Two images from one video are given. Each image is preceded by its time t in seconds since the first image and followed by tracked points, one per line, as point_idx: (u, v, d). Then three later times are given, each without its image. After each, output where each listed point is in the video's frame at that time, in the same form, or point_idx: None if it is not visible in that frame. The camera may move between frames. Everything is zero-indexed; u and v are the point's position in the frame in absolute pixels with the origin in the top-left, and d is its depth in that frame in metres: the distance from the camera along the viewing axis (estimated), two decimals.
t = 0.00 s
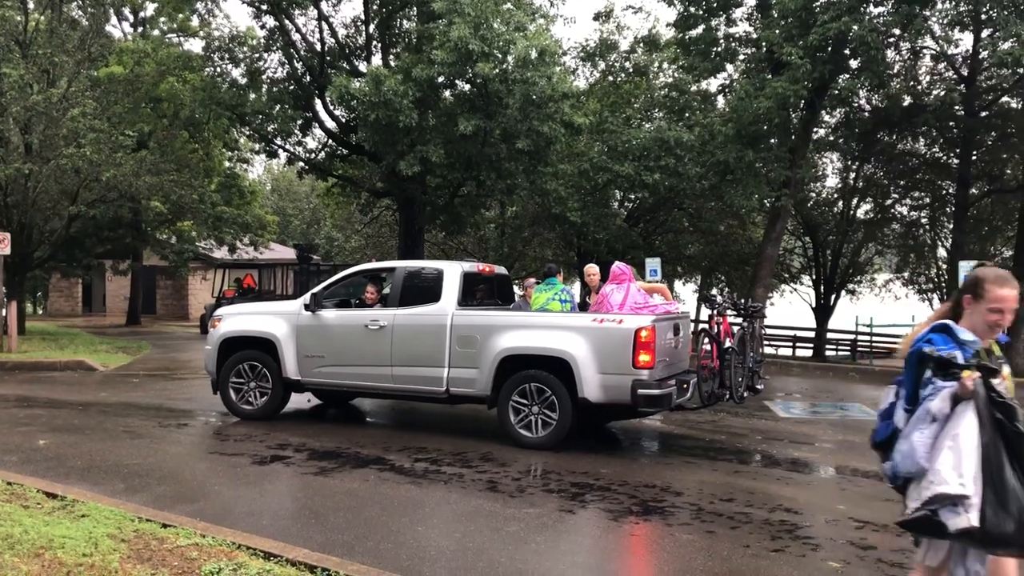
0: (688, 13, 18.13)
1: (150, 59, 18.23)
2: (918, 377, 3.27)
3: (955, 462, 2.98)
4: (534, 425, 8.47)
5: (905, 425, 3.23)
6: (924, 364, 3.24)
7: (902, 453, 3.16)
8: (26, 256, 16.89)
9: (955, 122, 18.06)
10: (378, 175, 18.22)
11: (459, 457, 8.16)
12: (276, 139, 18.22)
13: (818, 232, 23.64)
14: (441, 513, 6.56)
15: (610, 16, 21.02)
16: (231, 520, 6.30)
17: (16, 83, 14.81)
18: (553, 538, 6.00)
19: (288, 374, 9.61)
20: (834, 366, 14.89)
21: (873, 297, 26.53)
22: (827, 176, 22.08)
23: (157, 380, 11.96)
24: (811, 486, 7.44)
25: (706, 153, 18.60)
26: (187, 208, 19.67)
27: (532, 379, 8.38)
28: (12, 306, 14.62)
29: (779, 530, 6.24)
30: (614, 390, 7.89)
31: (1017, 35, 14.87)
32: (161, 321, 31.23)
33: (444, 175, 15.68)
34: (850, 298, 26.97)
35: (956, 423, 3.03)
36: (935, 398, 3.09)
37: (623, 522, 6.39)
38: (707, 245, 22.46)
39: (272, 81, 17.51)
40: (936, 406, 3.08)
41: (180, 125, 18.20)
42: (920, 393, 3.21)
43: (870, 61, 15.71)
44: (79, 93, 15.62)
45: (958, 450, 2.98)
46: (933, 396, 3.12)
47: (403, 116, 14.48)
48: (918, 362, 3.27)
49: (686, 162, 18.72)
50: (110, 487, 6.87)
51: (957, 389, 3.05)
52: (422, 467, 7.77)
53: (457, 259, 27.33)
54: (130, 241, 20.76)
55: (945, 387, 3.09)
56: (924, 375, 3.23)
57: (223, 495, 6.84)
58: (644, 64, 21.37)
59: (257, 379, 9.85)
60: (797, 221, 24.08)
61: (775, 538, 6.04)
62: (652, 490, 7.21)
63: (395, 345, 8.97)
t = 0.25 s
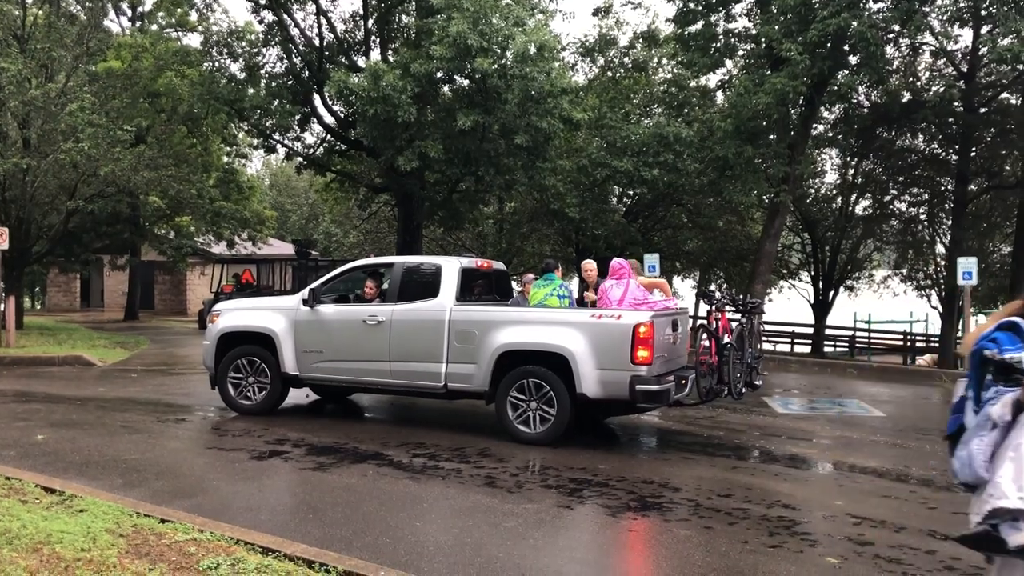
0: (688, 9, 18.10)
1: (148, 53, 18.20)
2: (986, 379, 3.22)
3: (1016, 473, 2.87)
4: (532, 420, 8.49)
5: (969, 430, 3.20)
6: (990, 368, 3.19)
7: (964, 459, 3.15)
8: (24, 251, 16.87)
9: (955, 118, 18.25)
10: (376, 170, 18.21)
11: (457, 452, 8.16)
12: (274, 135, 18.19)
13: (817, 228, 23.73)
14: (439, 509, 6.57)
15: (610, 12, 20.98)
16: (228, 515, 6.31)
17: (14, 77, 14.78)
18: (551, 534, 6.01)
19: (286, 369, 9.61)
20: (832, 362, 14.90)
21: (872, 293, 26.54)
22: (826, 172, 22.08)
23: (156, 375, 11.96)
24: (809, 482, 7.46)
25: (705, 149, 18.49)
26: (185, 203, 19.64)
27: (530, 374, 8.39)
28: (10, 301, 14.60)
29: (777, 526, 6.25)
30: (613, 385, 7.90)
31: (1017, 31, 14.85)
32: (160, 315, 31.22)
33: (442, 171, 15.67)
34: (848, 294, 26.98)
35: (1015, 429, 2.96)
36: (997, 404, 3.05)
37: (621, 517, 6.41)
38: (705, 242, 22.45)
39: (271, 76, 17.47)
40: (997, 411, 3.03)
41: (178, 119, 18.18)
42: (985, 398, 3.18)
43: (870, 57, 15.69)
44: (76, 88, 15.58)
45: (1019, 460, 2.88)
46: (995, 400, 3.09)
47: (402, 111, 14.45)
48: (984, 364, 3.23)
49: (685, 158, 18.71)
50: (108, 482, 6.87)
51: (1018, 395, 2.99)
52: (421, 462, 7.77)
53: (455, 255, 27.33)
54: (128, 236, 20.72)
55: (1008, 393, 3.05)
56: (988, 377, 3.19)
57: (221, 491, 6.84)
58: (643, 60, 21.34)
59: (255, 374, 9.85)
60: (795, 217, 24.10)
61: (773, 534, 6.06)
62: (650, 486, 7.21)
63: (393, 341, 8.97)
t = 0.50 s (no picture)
0: (688, 7, 18.09)
1: (148, 51, 18.19)
2: None
3: None
4: (532, 418, 8.50)
5: None
6: None
7: None
8: (24, 249, 16.85)
9: (955, 116, 18.40)
10: (376, 168, 18.21)
11: (458, 449, 8.17)
12: (275, 133, 18.17)
13: (816, 226, 23.78)
14: (440, 506, 6.59)
15: (610, 9, 20.96)
16: (229, 512, 6.32)
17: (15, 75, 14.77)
18: (552, 530, 6.03)
19: (287, 367, 9.61)
20: (832, 360, 14.90)
21: (872, 291, 26.55)
22: (826, 170, 22.08)
23: (156, 372, 11.96)
24: (810, 479, 7.47)
25: (706, 146, 17.96)
26: (185, 201, 19.63)
27: (531, 372, 8.40)
28: (10, 299, 14.58)
29: (777, 524, 6.26)
30: (613, 383, 7.91)
31: (1017, 29, 14.84)
32: (160, 313, 31.20)
33: (443, 169, 15.67)
34: (848, 292, 26.99)
35: None
36: None
37: (622, 514, 6.42)
38: (705, 240, 22.45)
39: (271, 73, 17.45)
40: None
41: (179, 117, 18.16)
42: None
43: (870, 55, 15.68)
44: (77, 86, 15.56)
45: None
46: None
47: (402, 109, 14.44)
48: None
49: (685, 156, 18.71)
50: (109, 479, 6.88)
51: None
52: (421, 460, 7.78)
53: (455, 253, 27.34)
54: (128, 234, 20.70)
55: None
56: None
57: (222, 488, 6.85)
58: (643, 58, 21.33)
59: (256, 372, 9.86)
60: (795, 215, 24.11)
61: (774, 531, 6.07)
62: (651, 483, 7.23)
63: (393, 338, 8.98)
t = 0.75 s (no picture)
0: (691, 5, 18.08)
1: (151, 51, 18.20)
2: None
3: None
4: (535, 417, 8.49)
5: None
6: None
7: None
8: (28, 248, 16.87)
9: (958, 113, 18.25)
10: (379, 167, 18.21)
11: (460, 448, 8.17)
12: (277, 132, 18.17)
13: (819, 225, 23.74)
14: (443, 505, 6.59)
15: (612, 8, 20.94)
16: (232, 511, 6.33)
17: (18, 75, 14.77)
18: (555, 530, 6.02)
19: (289, 366, 9.62)
20: (835, 358, 14.88)
21: (876, 290, 26.51)
22: (829, 168, 22.05)
23: (159, 372, 11.97)
24: (813, 478, 7.46)
25: (708, 144, 18.00)
26: (188, 201, 19.64)
27: (533, 371, 8.38)
28: (14, 298, 14.58)
29: (781, 523, 6.25)
30: (616, 382, 7.90)
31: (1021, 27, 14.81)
32: (163, 313, 31.21)
33: (446, 168, 15.67)
34: (852, 291, 26.95)
35: None
36: None
37: (625, 514, 6.41)
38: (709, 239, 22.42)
39: (274, 73, 17.45)
40: None
41: (182, 117, 18.17)
42: None
43: (874, 53, 15.65)
44: (80, 85, 15.56)
45: None
46: None
47: (405, 108, 14.43)
48: None
49: (688, 154, 18.68)
50: (112, 478, 6.89)
51: None
52: (424, 459, 7.78)
53: (458, 252, 27.34)
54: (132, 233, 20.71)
55: None
56: None
57: (225, 487, 6.86)
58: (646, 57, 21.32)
59: (259, 371, 9.85)
60: (798, 214, 24.09)
61: (777, 531, 6.06)
62: (654, 482, 7.22)
63: (395, 337, 8.98)
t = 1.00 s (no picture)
0: (694, 3, 18.06)
1: (154, 50, 18.22)
2: None
3: None
4: (537, 415, 8.49)
5: None
6: None
7: None
8: (32, 247, 16.92)
9: (962, 111, 18.22)
10: (382, 165, 18.23)
11: (464, 447, 8.17)
12: (280, 130, 18.17)
13: (822, 222, 23.70)
14: (446, 503, 6.60)
15: (615, 6, 20.91)
16: (236, 510, 6.35)
17: (22, 74, 14.83)
18: (558, 528, 6.03)
19: (292, 365, 9.63)
20: (838, 356, 14.86)
21: (879, 287, 26.47)
22: (832, 165, 22.02)
23: (163, 370, 11.99)
24: (816, 476, 7.46)
25: (711, 142, 18.12)
26: (191, 199, 19.65)
27: (535, 370, 8.39)
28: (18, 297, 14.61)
29: (784, 521, 6.25)
30: (617, 380, 7.90)
31: None
32: (167, 311, 31.25)
33: (449, 166, 15.68)
34: (855, 288, 26.91)
35: None
36: None
37: (628, 512, 6.42)
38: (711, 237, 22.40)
39: (277, 71, 17.46)
40: None
41: (185, 115, 18.20)
42: None
43: (877, 51, 15.62)
44: (83, 84, 15.60)
45: None
46: None
47: (408, 106, 14.43)
48: None
49: (691, 152, 18.66)
50: (116, 477, 6.91)
51: None
52: (427, 457, 7.78)
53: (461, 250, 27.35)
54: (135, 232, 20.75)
55: None
56: None
57: (229, 485, 6.88)
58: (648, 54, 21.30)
59: (262, 369, 9.86)
60: (801, 211, 24.06)
61: (780, 529, 6.07)
62: (657, 481, 7.22)
63: (397, 336, 8.99)
